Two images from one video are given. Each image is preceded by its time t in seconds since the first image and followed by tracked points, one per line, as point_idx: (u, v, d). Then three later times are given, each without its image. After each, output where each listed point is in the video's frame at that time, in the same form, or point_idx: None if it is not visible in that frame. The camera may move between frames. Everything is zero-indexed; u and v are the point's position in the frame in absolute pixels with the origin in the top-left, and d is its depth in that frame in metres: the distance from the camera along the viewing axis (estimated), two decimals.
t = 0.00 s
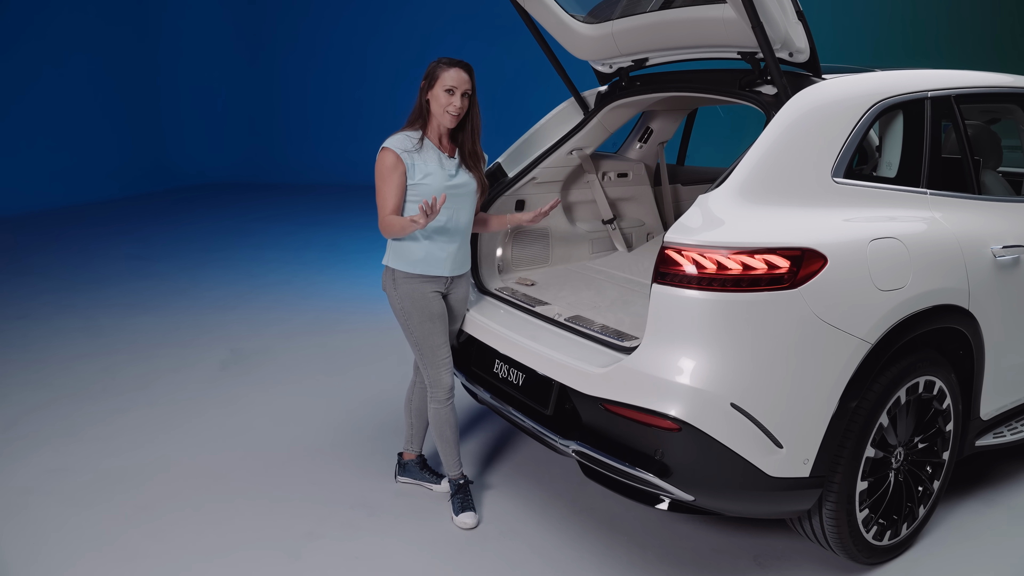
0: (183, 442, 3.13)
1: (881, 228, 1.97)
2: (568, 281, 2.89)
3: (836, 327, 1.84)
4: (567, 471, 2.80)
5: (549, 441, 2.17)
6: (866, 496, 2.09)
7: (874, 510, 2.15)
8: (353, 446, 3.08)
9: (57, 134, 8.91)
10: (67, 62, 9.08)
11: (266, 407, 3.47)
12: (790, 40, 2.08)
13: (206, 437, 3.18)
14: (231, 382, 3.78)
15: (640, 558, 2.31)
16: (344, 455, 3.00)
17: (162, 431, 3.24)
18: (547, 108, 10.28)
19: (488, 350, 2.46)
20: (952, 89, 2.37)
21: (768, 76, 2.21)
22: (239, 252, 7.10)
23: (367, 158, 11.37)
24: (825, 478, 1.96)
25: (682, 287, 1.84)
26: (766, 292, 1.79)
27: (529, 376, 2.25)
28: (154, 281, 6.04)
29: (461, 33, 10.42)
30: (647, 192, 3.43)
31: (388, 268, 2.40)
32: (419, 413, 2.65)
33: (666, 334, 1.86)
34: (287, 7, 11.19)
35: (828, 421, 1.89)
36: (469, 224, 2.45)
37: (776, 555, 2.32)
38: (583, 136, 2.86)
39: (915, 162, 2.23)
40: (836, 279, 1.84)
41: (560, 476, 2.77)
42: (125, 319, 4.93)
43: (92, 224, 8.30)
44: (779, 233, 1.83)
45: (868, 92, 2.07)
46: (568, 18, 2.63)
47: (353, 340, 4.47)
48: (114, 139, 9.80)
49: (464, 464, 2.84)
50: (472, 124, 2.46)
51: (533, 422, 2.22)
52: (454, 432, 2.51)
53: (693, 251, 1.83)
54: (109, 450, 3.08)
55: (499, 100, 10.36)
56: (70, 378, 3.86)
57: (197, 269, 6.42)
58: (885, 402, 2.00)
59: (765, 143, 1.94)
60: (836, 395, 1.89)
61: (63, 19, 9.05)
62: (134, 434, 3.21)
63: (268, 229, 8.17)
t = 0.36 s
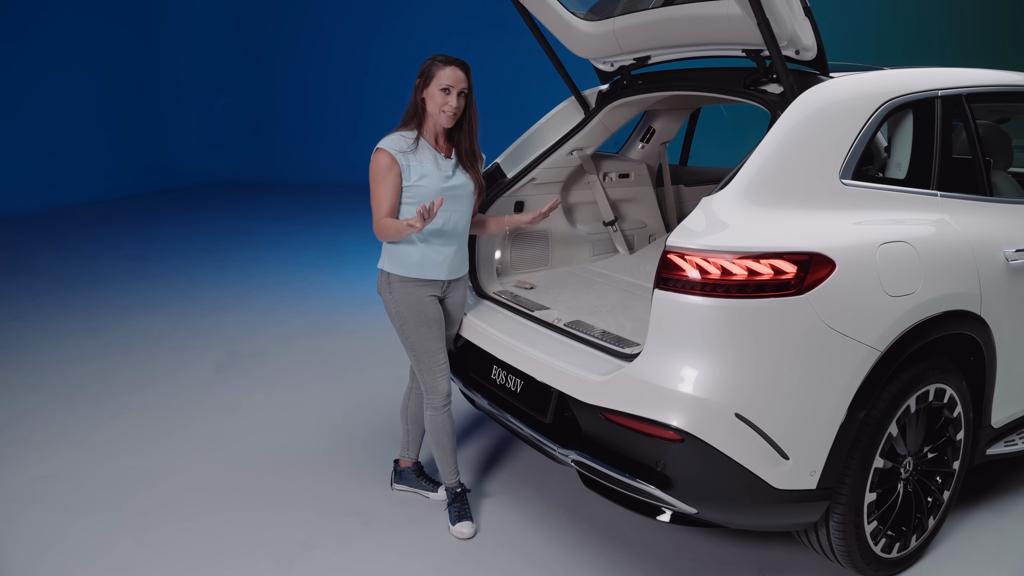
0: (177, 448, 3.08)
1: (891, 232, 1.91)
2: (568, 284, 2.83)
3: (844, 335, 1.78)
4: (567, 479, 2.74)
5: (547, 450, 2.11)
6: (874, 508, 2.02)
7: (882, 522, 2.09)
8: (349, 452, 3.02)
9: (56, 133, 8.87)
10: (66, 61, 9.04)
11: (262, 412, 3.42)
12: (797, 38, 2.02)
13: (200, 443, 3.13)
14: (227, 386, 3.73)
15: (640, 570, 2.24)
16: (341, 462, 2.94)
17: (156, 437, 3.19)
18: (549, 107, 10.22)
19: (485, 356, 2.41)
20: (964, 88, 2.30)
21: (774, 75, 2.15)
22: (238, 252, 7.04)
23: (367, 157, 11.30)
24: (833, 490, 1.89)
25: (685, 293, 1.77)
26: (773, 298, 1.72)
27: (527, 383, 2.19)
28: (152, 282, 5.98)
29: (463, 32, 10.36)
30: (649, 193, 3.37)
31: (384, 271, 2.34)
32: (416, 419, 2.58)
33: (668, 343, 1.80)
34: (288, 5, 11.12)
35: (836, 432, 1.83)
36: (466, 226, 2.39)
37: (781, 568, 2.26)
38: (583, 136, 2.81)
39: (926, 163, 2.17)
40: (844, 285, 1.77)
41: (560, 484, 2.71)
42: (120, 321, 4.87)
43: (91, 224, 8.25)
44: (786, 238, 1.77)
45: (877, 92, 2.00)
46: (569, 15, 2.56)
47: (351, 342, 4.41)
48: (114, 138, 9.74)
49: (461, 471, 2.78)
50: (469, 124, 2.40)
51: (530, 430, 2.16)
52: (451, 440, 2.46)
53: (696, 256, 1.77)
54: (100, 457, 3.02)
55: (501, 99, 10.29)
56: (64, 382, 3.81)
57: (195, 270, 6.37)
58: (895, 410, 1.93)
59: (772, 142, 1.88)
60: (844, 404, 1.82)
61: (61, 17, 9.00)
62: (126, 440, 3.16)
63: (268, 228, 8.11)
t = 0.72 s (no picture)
0: (171, 456, 3.02)
1: (908, 239, 1.84)
2: (571, 290, 2.76)
3: (860, 347, 1.71)
4: (570, 489, 2.67)
5: (549, 463, 2.04)
6: (889, 525, 1.95)
7: (896, 539, 2.02)
8: (347, 461, 2.96)
9: (56, 132, 8.83)
10: (67, 60, 9.00)
11: (259, 418, 3.36)
12: (809, 37, 1.94)
13: (195, 451, 3.07)
14: (223, 391, 3.67)
15: None
16: (338, 471, 2.88)
17: (151, 445, 3.13)
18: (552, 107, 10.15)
19: (486, 364, 2.34)
20: (981, 88, 2.22)
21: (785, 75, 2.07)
22: (239, 253, 6.98)
23: (369, 157, 11.24)
24: (846, 507, 1.82)
25: (694, 303, 1.70)
26: (785, 309, 1.65)
27: (528, 394, 2.12)
28: (150, 283, 5.92)
29: (466, 32, 10.31)
30: (655, 195, 3.29)
31: (384, 274, 2.26)
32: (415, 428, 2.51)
33: (675, 355, 1.72)
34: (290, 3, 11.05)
35: (850, 447, 1.76)
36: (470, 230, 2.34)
37: None
38: (587, 137, 2.74)
39: (942, 167, 2.09)
40: (859, 295, 1.70)
41: (562, 495, 2.64)
42: (118, 323, 4.82)
43: (91, 224, 8.20)
44: (799, 245, 1.69)
45: (892, 93, 1.92)
46: (573, 13, 2.49)
47: (351, 346, 4.35)
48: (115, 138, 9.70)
49: (461, 481, 2.71)
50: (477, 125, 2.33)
51: (532, 443, 2.09)
52: (450, 450, 2.39)
53: (705, 264, 1.69)
54: (92, 465, 2.96)
55: (504, 99, 10.23)
56: (59, 386, 3.75)
57: (194, 271, 6.31)
58: (910, 424, 1.86)
59: (785, 144, 1.79)
60: (859, 419, 1.75)
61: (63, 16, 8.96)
62: (120, 448, 3.10)
63: (269, 229, 8.06)
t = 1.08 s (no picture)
0: (166, 466, 2.96)
1: (927, 246, 1.76)
2: (576, 297, 2.68)
3: (877, 361, 1.63)
4: (574, 501, 2.60)
5: (552, 479, 1.97)
6: (905, 544, 1.87)
7: (913, 558, 1.94)
8: (348, 471, 2.89)
9: (58, 131, 8.77)
10: (69, 57, 8.95)
11: (255, 426, 3.29)
12: (823, 35, 1.87)
13: (190, 460, 3.00)
14: (220, 397, 3.60)
15: None
16: (336, 481, 2.81)
17: (145, 454, 3.06)
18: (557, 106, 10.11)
19: (487, 374, 2.27)
20: (1001, 88, 2.14)
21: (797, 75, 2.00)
22: (241, 254, 6.92)
23: (372, 157, 11.19)
24: (862, 527, 1.74)
25: (704, 314, 1.62)
26: (800, 320, 1.57)
27: (531, 407, 2.05)
28: (150, 284, 5.86)
29: (471, 31, 10.28)
30: (661, 198, 3.21)
31: (406, 283, 2.19)
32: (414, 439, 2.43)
33: (684, 371, 1.64)
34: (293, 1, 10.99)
35: (866, 464, 1.68)
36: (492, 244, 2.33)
37: None
38: (592, 138, 2.67)
39: (961, 171, 2.01)
40: (876, 306, 1.62)
41: (565, 508, 2.56)
42: (116, 326, 4.75)
43: (93, 224, 8.15)
44: (814, 254, 1.62)
45: (910, 94, 1.84)
46: (577, 11, 2.41)
47: (351, 350, 4.29)
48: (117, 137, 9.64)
49: (461, 492, 2.64)
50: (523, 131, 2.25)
51: (534, 456, 2.02)
52: (450, 461, 2.32)
53: (717, 274, 1.61)
54: (85, 475, 2.90)
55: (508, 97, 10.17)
56: (54, 391, 3.69)
57: (194, 271, 6.25)
58: (928, 439, 1.78)
59: (801, 146, 1.70)
60: (876, 435, 1.67)
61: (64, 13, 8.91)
62: (113, 457, 3.03)
63: (272, 229, 8.01)
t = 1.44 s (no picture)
0: (150, 476, 2.87)
1: (941, 252, 1.66)
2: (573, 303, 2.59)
3: (888, 374, 1.53)
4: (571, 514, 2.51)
5: (546, 494, 1.88)
6: (917, 565, 1.77)
7: None
8: (338, 481, 2.80)
9: (56, 131, 8.68)
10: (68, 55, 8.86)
11: (244, 434, 3.21)
12: (832, 29, 1.77)
13: (176, 470, 2.91)
14: (209, 404, 3.51)
15: None
16: (326, 493, 2.72)
17: (130, 464, 2.97)
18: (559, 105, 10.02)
19: (480, 384, 2.18)
20: (1018, 85, 2.04)
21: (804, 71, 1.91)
22: (238, 255, 6.83)
23: (373, 157, 11.09)
24: (871, 549, 1.65)
25: (706, 325, 1.52)
26: (807, 332, 1.48)
27: (524, 419, 1.96)
28: (146, 285, 5.76)
29: (473, 30, 10.18)
30: (661, 200, 3.12)
31: (408, 286, 2.10)
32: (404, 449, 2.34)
33: (685, 386, 1.55)
34: None
35: (876, 483, 1.58)
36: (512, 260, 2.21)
37: None
38: (591, 138, 2.60)
39: (975, 172, 1.92)
40: (887, 316, 1.53)
41: (561, 522, 2.47)
42: (108, 329, 4.66)
43: (91, 224, 8.07)
44: (822, 260, 1.52)
45: (923, 92, 1.75)
46: (574, 6, 2.31)
47: (346, 354, 4.20)
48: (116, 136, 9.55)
49: (452, 505, 2.54)
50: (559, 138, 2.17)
51: (526, 471, 1.93)
52: (441, 473, 2.22)
53: (718, 282, 1.52)
54: (67, 486, 2.82)
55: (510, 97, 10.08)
56: (40, 397, 3.60)
57: (190, 273, 6.15)
58: (941, 455, 1.68)
59: (808, 145, 1.61)
60: (887, 452, 1.57)
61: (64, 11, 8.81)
62: (96, 467, 2.95)
63: (271, 229, 7.91)
